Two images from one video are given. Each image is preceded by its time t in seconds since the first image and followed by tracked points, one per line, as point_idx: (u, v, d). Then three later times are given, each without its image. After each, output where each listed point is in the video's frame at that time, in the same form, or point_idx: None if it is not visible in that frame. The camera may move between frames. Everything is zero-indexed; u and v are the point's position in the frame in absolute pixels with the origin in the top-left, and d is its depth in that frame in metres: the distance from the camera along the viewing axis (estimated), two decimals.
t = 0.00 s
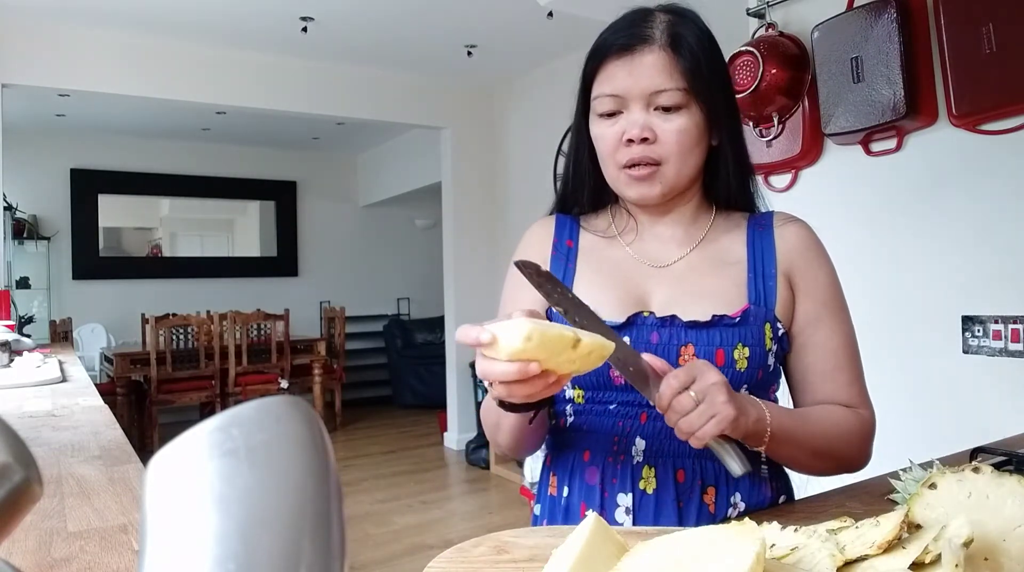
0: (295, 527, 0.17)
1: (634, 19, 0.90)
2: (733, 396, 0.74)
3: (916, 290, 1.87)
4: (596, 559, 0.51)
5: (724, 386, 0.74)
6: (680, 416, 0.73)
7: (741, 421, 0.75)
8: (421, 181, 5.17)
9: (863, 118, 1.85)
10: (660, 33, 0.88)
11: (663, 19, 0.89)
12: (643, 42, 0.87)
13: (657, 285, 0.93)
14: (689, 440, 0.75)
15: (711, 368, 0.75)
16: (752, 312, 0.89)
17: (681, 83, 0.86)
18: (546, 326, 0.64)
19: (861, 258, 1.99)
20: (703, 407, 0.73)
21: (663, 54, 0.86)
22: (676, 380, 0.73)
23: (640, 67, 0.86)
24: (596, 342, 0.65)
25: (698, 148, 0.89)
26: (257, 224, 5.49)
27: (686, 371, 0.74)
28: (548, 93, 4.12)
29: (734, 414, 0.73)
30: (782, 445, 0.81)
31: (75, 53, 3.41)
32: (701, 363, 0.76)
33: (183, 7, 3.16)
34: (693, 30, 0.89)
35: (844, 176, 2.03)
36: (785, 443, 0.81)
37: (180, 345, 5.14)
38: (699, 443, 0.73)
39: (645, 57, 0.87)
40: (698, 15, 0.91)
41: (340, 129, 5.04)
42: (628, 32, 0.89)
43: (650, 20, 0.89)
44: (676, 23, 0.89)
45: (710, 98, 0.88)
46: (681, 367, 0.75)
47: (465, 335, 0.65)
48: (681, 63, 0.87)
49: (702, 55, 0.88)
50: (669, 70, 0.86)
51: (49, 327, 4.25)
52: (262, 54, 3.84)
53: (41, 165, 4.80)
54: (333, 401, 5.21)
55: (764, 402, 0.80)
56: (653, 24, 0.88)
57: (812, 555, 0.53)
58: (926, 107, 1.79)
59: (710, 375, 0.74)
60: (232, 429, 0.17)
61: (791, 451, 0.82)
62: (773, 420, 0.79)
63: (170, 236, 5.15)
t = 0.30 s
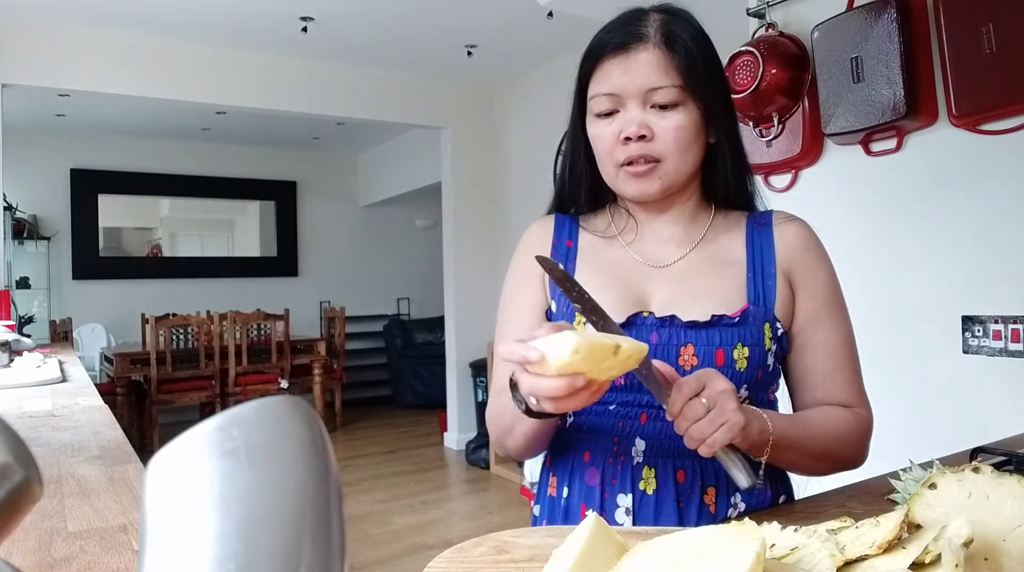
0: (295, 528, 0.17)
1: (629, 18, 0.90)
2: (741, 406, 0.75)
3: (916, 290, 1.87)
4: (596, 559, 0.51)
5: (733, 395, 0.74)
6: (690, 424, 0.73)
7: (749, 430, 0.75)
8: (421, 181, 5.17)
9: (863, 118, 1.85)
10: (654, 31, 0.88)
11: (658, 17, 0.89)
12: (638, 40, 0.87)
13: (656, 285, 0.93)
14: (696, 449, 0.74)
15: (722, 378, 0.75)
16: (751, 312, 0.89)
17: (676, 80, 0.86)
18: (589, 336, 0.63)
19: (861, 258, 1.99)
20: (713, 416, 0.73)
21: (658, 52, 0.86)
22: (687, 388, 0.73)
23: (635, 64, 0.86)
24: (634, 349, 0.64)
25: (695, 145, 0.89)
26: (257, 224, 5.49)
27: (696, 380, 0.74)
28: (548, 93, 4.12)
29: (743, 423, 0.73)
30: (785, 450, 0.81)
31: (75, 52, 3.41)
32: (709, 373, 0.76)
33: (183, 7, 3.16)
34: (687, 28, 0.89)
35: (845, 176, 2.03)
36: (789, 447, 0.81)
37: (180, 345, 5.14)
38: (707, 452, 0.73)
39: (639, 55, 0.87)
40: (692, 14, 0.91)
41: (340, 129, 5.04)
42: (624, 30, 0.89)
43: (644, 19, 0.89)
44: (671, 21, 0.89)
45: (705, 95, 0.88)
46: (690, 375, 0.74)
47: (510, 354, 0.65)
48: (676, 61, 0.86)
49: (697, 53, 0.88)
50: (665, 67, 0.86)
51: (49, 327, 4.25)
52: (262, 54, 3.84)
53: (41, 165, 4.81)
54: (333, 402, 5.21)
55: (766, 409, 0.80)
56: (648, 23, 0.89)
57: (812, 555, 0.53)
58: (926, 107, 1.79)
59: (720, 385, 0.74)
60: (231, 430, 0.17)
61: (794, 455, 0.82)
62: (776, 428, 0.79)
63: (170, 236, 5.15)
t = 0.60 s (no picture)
0: (296, 527, 0.17)
1: (626, 17, 0.90)
2: (729, 411, 0.74)
3: (915, 290, 1.87)
4: (596, 559, 0.51)
5: (718, 400, 0.74)
6: (677, 434, 0.73)
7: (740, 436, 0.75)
8: (421, 181, 5.17)
9: (863, 118, 1.85)
10: (650, 29, 0.88)
11: (653, 15, 0.89)
12: (633, 39, 0.87)
13: (655, 285, 0.93)
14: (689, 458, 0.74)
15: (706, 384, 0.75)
16: (750, 310, 0.89)
17: (673, 78, 0.86)
18: (585, 379, 0.64)
19: (860, 259, 2.00)
20: (700, 423, 0.72)
21: (653, 50, 0.87)
22: (670, 398, 0.73)
23: (631, 63, 0.87)
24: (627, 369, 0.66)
25: (693, 143, 0.89)
26: (257, 223, 5.49)
27: (678, 390, 0.74)
28: (548, 92, 4.12)
29: (732, 428, 0.73)
30: (783, 451, 0.81)
31: (75, 52, 3.41)
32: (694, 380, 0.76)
33: (182, 8, 3.16)
34: (683, 25, 0.89)
35: (845, 176, 2.03)
36: (786, 449, 0.81)
37: (180, 344, 5.14)
38: (700, 460, 0.73)
39: (635, 53, 0.87)
40: (689, 11, 0.91)
41: (340, 129, 5.04)
42: (620, 29, 0.89)
43: (641, 18, 0.89)
44: (667, 20, 0.89)
45: (702, 92, 0.88)
46: (672, 386, 0.75)
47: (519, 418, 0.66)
48: (672, 59, 0.86)
49: (694, 50, 0.88)
50: (661, 65, 0.86)
51: (49, 327, 4.25)
52: (262, 54, 3.84)
53: (41, 165, 4.81)
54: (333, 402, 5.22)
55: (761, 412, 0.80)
56: (644, 20, 0.89)
57: (812, 555, 0.53)
58: (926, 107, 1.79)
59: (702, 391, 0.74)
60: (232, 429, 0.17)
61: (792, 456, 0.82)
62: (770, 430, 0.79)
63: (170, 236, 5.15)
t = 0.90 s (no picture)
0: (295, 526, 0.17)
1: (610, 9, 0.91)
2: (713, 425, 0.73)
3: (916, 290, 1.87)
4: (596, 559, 0.51)
5: (701, 417, 0.72)
6: (665, 458, 0.72)
7: (727, 450, 0.74)
8: (421, 181, 5.17)
9: (863, 118, 1.86)
10: (633, 20, 0.88)
11: (637, 7, 0.90)
12: (615, 30, 0.88)
13: (646, 278, 0.93)
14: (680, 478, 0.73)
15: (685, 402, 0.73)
16: (741, 302, 0.89)
17: (656, 69, 0.86)
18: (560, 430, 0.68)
19: (860, 259, 1.99)
20: (686, 444, 0.71)
21: (636, 41, 0.87)
22: (652, 423, 0.72)
23: (614, 55, 0.87)
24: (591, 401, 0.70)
25: (679, 134, 0.88)
26: (257, 223, 5.49)
27: (660, 413, 0.72)
28: (548, 92, 4.12)
29: (717, 443, 0.72)
30: (779, 452, 0.80)
31: (75, 52, 3.41)
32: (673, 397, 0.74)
33: (182, 7, 3.16)
34: (667, 15, 0.89)
35: (845, 176, 2.03)
36: (781, 450, 0.80)
37: (180, 344, 5.14)
38: (691, 479, 0.72)
39: (618, 45, 0.87)
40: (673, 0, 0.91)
41: (340, 129, 5.04)
42: (603, 21, 0.90)
43: (624, 9, 0.90)
44: (650, 10, 0.89)
45: (688, 82, 0.88)
46: (651, 409, 0.73)
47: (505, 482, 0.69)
48: (656, 49, 0.87)
49: (677, 40, 0.88)
50: (643, 56, 0.87)
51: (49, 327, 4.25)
52: (262, 54, 3.84)
53: (41, 165, 4.81)
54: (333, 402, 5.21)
55: (751, 418, 0.79)
56: (627, 11, 0.89)
57: (812, 555, 0.53)
58: (926, 107, 1.79)
59: (684, 410, 0.72)
60: (231, 429, 0.17)
61: (789, 456, 0.82)
62: (758, 435, 0.78)
63: (170, 236, 5.15)
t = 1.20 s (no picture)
0: (297, 527, 0.17)
1: None
2: (694, 453, 0.71)
3: (916, 290, 1.87)
4: (596, 561, 0.51)
5: (681, 449, 0.69)
6: (649, 496, 0.69)
7: (711, 475, 0.72)
8: (421, 181, 5.17)
9: (863, 118, 1.85)
10: (600, 8, 0.85)
11: None
12: (583, 19, 0.85)
13: (620, 272, 0.90)
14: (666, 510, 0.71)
15: (662, 433, 0.70)
16: (717, 296, 0.86)
17: (626, 58, 0.83)
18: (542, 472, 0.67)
19: (861, 259, 1.99)
20: (669, 480, 0.69)
21: (604, 29, 0.84)
22: (632, 463, 0.69)
23: (581, 45, 0.84)
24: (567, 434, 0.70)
25: (652, 125, 0.86)
26: (257, 223, 5.49)
27: (638, 451, 0.69)
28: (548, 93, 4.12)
29: (699, 472, 0.70)
30: (760, 459, 0.78)
31: (75, 52, 3.42)
32: (650, 429, 0.71)
33: (182, 8, 3.16)
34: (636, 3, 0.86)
35: (845, 176, 2.02)
36: (761, 457, 0.78)
37: (180, 344, 5.14)
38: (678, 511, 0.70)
39: (585, 34, 0.84)
40: None
41: (339, 129, 5.04)
42: (569, 8, 0.87)
43: None
44: None
45: (659, 71, 0.85)
46: (631, 447, 0.70)
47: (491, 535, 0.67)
48: (625, 37, 0.84)
49: (646, 27, 0.85)
50: (612, 45, 0.84)
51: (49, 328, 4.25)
52: (262, 54, 3.84)
53: (41, 165, 4.81)
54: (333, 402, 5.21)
55: (729, 427, 0.77)
56: None
57: (812, 555, 0.53)
58: (926, 107, 1.79)
59: (663, 443, 0.69)
60: (232, 429, 0.17)
61: (770, 462, 0.79)
62: (741, 451, 0.76)
63: (170, 236, 5.15)
